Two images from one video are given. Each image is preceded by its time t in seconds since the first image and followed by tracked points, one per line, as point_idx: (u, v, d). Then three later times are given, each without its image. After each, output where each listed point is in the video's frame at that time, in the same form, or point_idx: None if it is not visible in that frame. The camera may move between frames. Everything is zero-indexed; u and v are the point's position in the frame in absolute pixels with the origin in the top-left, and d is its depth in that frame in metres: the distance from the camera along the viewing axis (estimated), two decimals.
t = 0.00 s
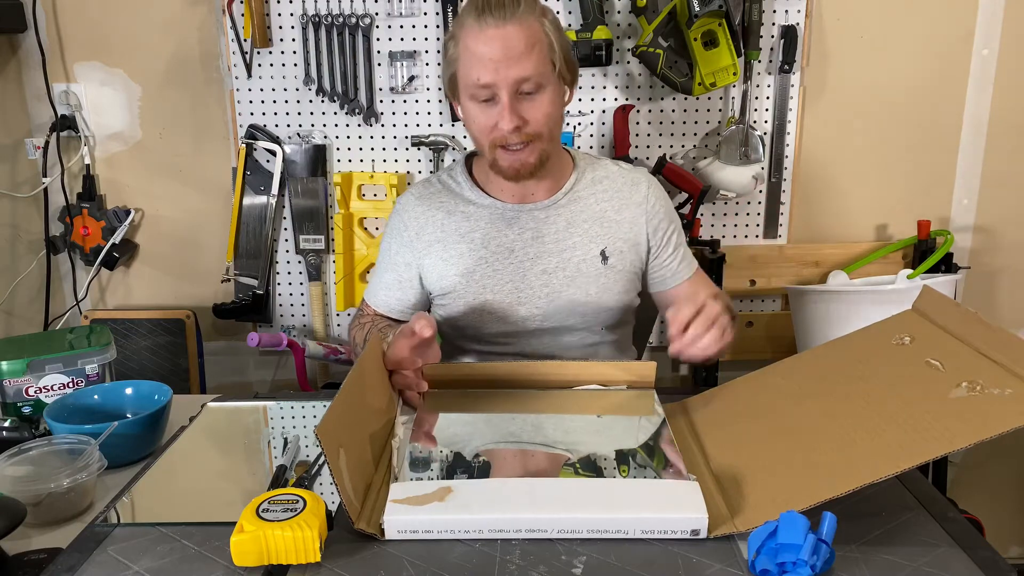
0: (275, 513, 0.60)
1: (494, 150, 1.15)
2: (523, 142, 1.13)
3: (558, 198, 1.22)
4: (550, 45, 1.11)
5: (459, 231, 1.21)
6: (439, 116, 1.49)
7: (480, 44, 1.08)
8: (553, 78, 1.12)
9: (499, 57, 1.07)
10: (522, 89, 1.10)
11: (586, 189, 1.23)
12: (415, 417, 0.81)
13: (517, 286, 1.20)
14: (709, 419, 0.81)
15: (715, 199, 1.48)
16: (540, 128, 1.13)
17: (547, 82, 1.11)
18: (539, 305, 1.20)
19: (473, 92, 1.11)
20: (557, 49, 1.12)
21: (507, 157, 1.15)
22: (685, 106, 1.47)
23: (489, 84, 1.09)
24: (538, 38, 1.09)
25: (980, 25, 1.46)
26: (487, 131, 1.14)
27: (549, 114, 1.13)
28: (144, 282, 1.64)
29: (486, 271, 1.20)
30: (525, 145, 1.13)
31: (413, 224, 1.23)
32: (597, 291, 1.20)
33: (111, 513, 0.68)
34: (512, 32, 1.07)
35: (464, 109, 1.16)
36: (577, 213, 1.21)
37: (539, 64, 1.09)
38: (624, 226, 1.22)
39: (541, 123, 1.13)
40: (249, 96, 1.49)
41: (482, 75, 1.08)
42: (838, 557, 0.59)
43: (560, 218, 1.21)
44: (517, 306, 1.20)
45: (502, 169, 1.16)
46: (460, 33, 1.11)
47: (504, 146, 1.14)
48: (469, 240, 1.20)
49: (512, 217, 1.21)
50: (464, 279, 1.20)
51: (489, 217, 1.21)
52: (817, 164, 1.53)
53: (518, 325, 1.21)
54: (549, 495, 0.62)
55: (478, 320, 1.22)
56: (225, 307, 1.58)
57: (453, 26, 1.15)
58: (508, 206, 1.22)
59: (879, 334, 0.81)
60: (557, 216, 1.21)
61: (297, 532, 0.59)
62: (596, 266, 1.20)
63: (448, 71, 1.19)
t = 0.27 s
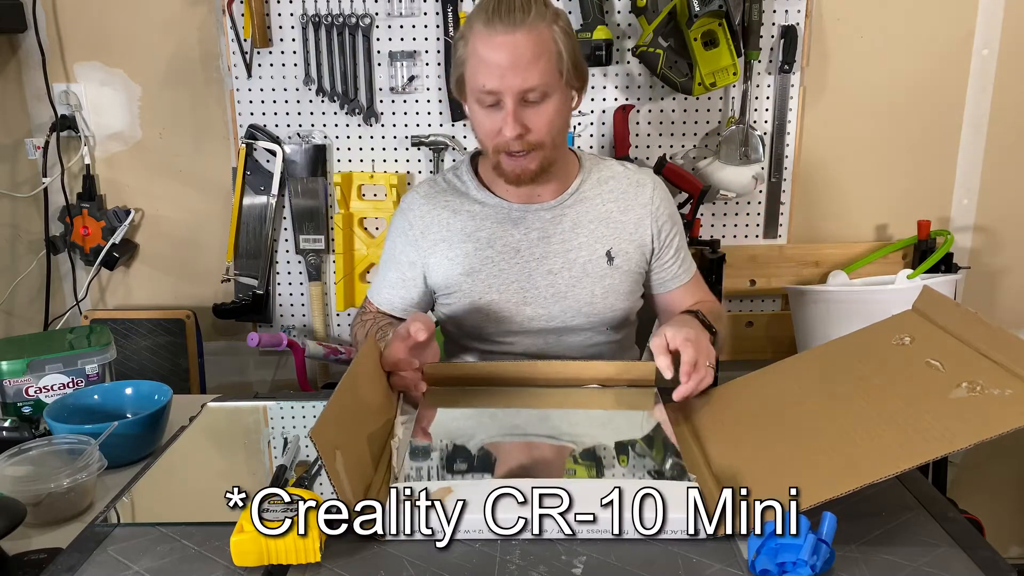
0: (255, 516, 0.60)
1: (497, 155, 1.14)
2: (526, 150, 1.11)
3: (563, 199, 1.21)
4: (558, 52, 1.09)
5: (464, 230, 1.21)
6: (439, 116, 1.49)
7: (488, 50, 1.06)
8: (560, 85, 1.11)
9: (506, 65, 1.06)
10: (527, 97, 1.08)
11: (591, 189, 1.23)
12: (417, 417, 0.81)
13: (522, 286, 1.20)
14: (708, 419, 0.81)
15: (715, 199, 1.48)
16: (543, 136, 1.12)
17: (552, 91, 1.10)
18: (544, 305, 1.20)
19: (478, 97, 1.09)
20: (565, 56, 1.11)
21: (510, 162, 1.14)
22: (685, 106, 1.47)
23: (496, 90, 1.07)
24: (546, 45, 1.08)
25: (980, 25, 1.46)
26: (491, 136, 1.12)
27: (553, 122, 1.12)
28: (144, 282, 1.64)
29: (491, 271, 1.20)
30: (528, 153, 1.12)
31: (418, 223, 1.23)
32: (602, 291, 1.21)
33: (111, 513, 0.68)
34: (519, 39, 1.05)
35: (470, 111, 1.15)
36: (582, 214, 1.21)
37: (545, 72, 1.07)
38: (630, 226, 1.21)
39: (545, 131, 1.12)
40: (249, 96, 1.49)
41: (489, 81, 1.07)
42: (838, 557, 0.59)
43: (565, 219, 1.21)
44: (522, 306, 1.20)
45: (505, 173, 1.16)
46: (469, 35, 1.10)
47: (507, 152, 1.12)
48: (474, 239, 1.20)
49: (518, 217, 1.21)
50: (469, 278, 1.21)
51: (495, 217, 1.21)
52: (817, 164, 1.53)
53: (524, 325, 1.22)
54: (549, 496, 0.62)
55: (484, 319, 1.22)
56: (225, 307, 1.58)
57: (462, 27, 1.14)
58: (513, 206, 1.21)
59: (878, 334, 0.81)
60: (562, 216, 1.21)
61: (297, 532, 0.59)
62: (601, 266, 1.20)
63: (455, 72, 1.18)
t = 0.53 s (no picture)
0: (255, 516, 0.60)
1: (521, 126, 1.16)
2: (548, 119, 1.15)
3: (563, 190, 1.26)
4: (580, 32, 1.14)
5: (465, 217, 1.25)
6: (439, 116, 1.49)
7: (521, 19, 1.10)
8: (583, 63, 1.15)
9: (537, 36, 1.10)
10: (555, 67, 1.12)
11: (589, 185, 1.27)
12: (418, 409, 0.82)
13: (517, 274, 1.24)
14: (708, 420, 0.81)
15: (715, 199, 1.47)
16: (566, 110, 1.16)
17: (578, 66, 1.14)
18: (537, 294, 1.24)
19: (506, 66, 1.13)
20: (586, 37, 1.15)
21: (532, 132, 1.17)
22: (685, 106, 1.47)
23: (524, 61, 1.11)
24: (572, 22, 1.13)
25: (980, 25, 1.46)
26: (516, 109, 1.15)
27: (575, 98, 1.16)
28: (144, 282, 1.64)
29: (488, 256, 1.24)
30: (549, 123, 1.16)
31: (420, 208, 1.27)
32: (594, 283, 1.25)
33: (111, 513, 0.68)
34: (551, 12, 1.11)
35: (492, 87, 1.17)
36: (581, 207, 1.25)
37: (572, 47, 1.12)
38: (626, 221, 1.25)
39: (569, 106, 1.16)
40: (249, 96, 1.49)
41: (518, 50, 1.11)
42: (838, 557, 0.59)
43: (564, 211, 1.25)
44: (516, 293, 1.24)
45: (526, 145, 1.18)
46: (497, 10, 1.14)
47: (530, 123, 1.16)
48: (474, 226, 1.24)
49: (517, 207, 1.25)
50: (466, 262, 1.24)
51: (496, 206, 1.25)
52: (818, 164, 1.53)
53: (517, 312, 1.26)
54: (549, 496, 0.62)
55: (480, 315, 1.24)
56: (225, 307, 1.58)
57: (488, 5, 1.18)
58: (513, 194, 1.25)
59: (879, 335, 0.81)
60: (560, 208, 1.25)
61: (297, 532, 0.59)
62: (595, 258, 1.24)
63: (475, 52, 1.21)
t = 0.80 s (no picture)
0: (255, 516, 0.60)
1: (518, 119, 1.17)
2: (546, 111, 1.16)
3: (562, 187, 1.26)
4: (577, 27, 1.17)
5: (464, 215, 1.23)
6: (439, 116, 1.48)
7: (517, 13, 1.13)
8: (579, 58, 1.17)
9: (533, 27, 1.13)
10: (551, 60, 1.14)
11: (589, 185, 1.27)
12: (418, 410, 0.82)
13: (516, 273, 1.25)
14: (707, 420, 0.81)
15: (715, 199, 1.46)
16: (562, 102, 1.17)
17: (574, 60, 1.16)
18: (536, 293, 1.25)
19: (504, 59, 1.15)
20: (583, 33, 1.18)
21: (530, 124, 1.17)
22: (685, 106, 1.47)
23: (522, 52, 1.13)
24: (567, 18, 1.15)
25: (980, 25, 1.46)
26: (514, 101, 1.16)
27: (572, 91, 1.17)
28: (144, 282, 1.64)
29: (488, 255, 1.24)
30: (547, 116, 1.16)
31: (419, 207, 1.25)
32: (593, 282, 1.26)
33: (111, 513, 0.68)
34: (546, 6, 1.13)
35: (490, 83, 1.19)
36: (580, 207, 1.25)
37: (568, 40, 1.14)
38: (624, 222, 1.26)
39: (565, 99, 1.17)
40: (249, 96, 1.49)
41: (517, 42, 1.13)
42: (838, 557, 0.59)
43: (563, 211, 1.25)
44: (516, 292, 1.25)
45: (524, 138, 1.18)
46: (495, 7, 1.16)
47: (528, 114, 1.16)
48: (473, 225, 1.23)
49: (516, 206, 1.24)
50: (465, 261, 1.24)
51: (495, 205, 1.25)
52: (818, 164, 1.53)
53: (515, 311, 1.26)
54: (548, 496, 0.62)
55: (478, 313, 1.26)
56: (225, 307, 1.58)
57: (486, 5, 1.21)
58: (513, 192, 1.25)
59: (879, 336, 0.81)
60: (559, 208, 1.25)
61: (297, 532, 0.59)
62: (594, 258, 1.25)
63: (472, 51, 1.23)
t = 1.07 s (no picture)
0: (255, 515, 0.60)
1: (512, 119, 1.19)
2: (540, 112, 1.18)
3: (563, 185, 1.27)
4: (574, 27, 1.16)
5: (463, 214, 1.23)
6: (439, 116, 1.48)
7: (512, 14, 1.13)
8: (575, 58, 1.17)
9: (528, 29, 1.13)
10: (546, 61, 1.15)
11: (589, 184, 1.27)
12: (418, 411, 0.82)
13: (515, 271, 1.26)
14: (707, 420, 0.81)
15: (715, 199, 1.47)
16: (557, 102, 1.19)
17: (569, 61, 1.17)
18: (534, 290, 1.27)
19: (498, 60, 1.15)
20: (580, 33, 1.18)
21: (524, 124, 1.20)
22: (685, 106, 1.47)
23: (516, 54, 1.14)
24: (564, 18, 1.15)
25: (980, 25, 1.46)
26: (508, 101, 1.18)
27: (567, 91, 1.18)
28: (144, 282, 1.64)
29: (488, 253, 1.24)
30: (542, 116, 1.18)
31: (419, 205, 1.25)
32: (591, 281, 1.27)
33: (111, 513, 0.68)
34: (542, 7, 1.13)
35: (486, 82, 1.20)
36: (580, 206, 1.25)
37: (564, 41, 1.14)
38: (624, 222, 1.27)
39: (560, 100, 1.18)
40: (249, 96, 1.49)
41: (512, 44, 1.14)
42: (838, 557, 0.59)
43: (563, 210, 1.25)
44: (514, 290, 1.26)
45: (518, 137, 1.21)
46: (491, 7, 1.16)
47: (522, 115, 1.18)
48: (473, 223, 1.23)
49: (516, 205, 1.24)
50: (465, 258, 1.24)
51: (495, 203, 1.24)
52: (817, 164, 1.53)
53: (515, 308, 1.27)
54: (548, 496, 0.62)
55: (479, 311, 1.27)
56: (224, 307, 1.58)
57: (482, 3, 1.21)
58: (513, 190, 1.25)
59: (879, 336, 0.81)
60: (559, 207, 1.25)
61: (297, 532, 0.59)
62: (593, 258, 1.26)
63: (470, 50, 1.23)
